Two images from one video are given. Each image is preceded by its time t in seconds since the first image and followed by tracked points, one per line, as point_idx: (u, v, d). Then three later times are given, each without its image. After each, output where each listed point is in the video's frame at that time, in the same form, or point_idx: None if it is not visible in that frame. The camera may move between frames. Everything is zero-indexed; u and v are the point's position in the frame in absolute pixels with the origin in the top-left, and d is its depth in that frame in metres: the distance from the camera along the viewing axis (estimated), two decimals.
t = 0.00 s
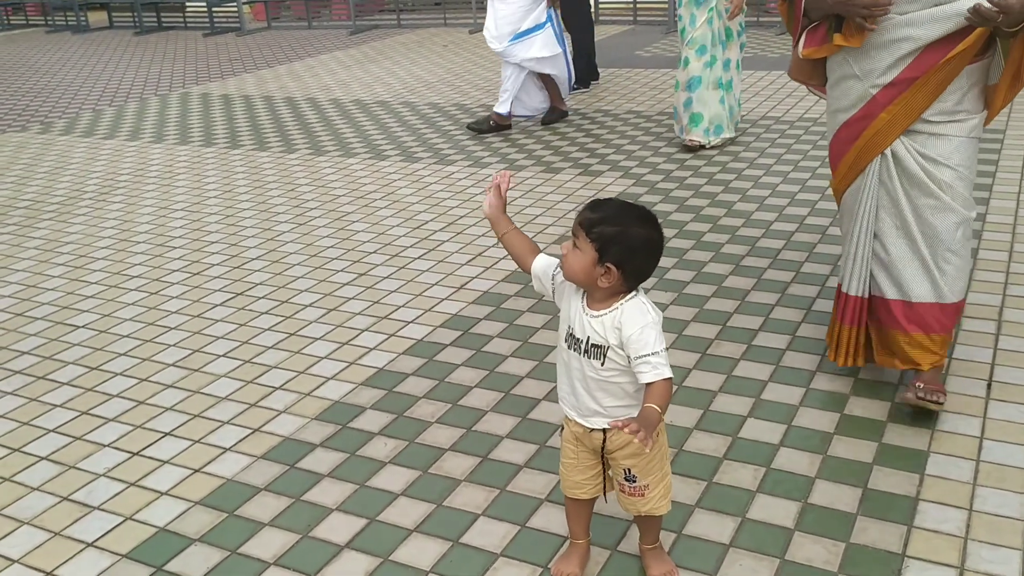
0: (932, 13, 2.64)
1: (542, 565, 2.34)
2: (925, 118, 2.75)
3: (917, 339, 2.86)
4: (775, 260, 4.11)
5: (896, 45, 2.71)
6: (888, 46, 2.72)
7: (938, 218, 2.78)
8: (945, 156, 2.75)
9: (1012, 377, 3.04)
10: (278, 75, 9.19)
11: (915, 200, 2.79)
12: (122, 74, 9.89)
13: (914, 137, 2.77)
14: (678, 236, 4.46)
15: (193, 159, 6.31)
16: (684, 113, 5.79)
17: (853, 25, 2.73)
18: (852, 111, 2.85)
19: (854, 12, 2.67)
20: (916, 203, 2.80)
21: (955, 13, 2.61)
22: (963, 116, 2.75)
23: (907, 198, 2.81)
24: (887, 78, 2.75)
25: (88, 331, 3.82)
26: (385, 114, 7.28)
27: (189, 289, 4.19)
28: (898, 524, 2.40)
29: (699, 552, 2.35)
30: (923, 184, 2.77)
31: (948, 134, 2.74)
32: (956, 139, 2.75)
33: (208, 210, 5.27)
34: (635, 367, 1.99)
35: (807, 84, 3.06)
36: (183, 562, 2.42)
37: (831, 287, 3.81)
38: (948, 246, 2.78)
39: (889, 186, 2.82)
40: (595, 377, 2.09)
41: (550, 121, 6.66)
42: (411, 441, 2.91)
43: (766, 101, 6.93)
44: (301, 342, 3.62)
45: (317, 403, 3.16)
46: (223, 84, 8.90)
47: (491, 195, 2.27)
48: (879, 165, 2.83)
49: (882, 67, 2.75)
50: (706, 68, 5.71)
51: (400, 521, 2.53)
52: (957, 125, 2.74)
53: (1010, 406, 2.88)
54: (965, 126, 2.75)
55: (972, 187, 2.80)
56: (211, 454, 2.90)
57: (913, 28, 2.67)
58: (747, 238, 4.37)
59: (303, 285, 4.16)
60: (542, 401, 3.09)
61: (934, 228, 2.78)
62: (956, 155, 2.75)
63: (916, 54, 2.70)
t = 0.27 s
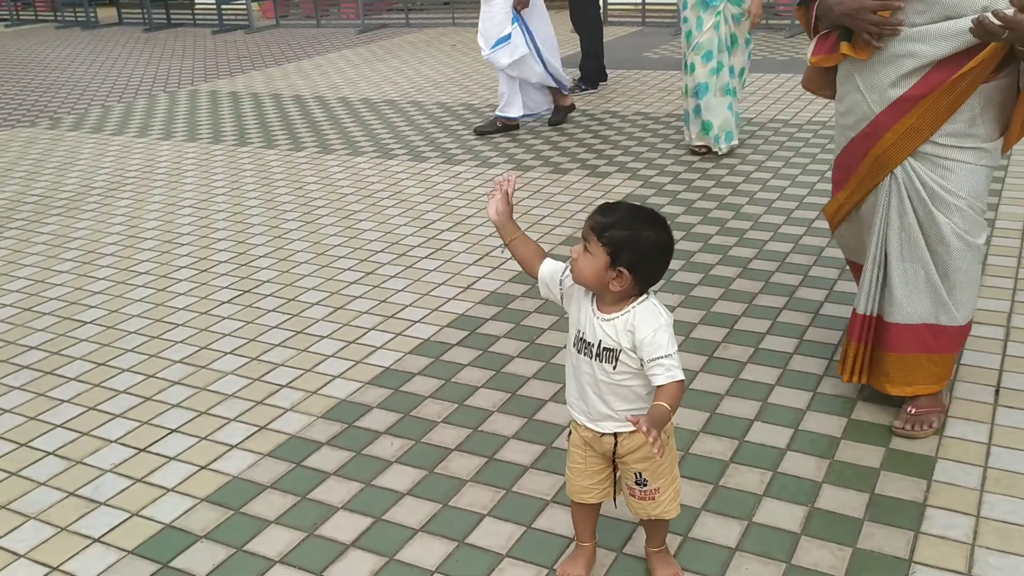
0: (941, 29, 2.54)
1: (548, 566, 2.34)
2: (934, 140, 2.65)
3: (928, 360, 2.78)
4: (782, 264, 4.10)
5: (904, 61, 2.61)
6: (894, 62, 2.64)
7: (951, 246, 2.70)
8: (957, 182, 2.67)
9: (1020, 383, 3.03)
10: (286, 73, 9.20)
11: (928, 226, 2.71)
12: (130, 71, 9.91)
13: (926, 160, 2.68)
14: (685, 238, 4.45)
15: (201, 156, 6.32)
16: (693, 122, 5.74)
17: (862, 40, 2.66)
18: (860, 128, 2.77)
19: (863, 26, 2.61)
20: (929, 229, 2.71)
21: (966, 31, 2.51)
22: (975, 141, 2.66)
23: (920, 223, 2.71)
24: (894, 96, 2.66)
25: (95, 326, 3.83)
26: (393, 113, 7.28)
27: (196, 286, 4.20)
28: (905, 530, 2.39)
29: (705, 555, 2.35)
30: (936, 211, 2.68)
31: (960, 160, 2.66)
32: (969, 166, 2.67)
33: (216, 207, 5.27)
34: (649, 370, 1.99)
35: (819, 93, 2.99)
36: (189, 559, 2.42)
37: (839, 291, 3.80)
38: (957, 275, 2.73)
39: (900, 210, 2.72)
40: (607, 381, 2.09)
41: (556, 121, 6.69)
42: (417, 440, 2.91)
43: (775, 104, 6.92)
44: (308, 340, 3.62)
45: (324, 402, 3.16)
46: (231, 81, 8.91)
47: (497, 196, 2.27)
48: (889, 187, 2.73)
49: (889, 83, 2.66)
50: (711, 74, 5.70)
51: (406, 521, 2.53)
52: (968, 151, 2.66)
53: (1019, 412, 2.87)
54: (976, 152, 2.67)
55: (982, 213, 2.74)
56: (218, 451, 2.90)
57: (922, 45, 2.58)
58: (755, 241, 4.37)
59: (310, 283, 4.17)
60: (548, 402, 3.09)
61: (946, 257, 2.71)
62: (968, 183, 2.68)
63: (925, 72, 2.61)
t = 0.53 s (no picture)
0: (934, 45, 2.40)
1: (553, 567, 2.33)
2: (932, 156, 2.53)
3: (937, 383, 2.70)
4: (789, 267, 4.09)
5: (895, 77, 2.48)
6: (889, 78, 2.50)
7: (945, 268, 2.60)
8: (956, 202, 2.56)
9: None
10: (294, 71, 9.21)
11: (922, 247, 2.60)
12: (138, 68, 9.93)
13: (922, 179, 2.56)
14: (692, 240, 4.45)
15: (209, 153, 6.33)
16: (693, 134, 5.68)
17: (856, 59, 2.57)
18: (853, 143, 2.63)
19: (856, 46, 2.51)
20: (924, 250, 2.61)
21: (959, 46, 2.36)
22: (979, 159, 2.53)
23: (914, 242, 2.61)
24: (886, 111, 2.53)
25: (102, 323, 3.83)
26: (400, 112, 7.29)
27: (203, 284, 4.20)
28: (911, 535, 2.38)
29: (710, 558, 2.34)
30: (932, 232, 2.57)
31: (962, 179, 2.54)
32: (971, 185, 2.54)
33: (223, 205, 5.28)
34: (653, 375, 1.99)
35: (824, 105, 2.84)
36: (194, 556, 2.42)
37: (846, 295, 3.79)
38: (954, 300, 2.61)
39: (892, 228, 2.61)
40: (612, 385, 2.08)
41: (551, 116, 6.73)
42: (422, 440, 2.91)
43: (783, 106, 6.91)
44: (313, 338, 3.62)
45: (329, 401, 3.16)
46: (238, 79, 8.92)
47: (496, 201, 2.26)
48: (880, 205, 2.60)
49: (881, 99, 2.53)
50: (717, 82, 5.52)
51: (411, 520, 2.53)
52: (971, 170, 2.53)
53: None
54: (982, 171, 2.54)
55: (988, 234, 2.62)
56: (223, 448, 2.91)
57: (914, 62, 2.44)
58: (762, 244, 4.36)
59: (316, 282, 4.17)
60: (554, 403, 3.09)
61: (940, 279, 2.61)
62: (969, 203, 2.56)
63: (919, 88, 2.46)
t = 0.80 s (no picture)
0: (894, 54, 2.26)
1: (555, 568, 2.33)
2: (903, 172, 2.38)
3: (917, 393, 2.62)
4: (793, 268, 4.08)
5: (855, 89, 2.33)
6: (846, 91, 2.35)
7: (912, 293, 2.49)
8: (925, 223, 2.43)
9: None
10: (297, 71, 9.21)
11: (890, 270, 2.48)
12: (141, 67, 9.93)
13: (893, 198, 2.42)
14: (695, 241, 4.44)
15: (212, 153, 6.33)
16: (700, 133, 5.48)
17: (814, 71, 2.40)
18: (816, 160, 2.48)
19: (814, 58, 2.36)
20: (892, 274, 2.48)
21: (921, 55, 2.22)
22: (948, 176, 2.40)
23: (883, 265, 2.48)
24: (848, 127, 2.37)
25: (104, 322, 3.84)
26: (403, 112, 7.29)
27: (206, 284, 4.20)
28: (915, 537, 2.38)
29: (713, 559, 2.34)
30: (899, 256, 2.45)
31: (931, 199, 2.40)
32: (940, 204, 2.42)
33: (226, 205, 5.28)
34: (652, 380, 1.98)
35: (785, 126, 2.69)
36: (197, 556, 2.42)
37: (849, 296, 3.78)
38: (924, 323, 2.52)
39: (861, 253, 2.46)
40: (612, 388, 2.08)
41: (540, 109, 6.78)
42: (425, 440, 2.91)
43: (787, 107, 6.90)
44: (316, 338, 3.62)
45: (332, 401, 3.16)
46: (241, 79, 8.93)
47: (501, 199, 2.26)
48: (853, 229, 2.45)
49: (841, 115, 2.37)
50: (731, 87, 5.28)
51: (413, 521, 2.53)
52: (940, 187, 2.40)
53: None
54: (951, 188, 2.41)
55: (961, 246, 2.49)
56: (226, 448, 2.91)
57: (875, 73, 2.29)
58: (766, 245, 4.35)
59: (319, 282, 4.17)
60: (557, 404, 3.08)
61: (908, 305, 2.50)
62: (938, 222, 2.43)
63: (881, 100, 2.32)
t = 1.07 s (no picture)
0: (853, 59, 2.24)
1: (555, 570, 2.32)
2: (858, 175, 2.34)
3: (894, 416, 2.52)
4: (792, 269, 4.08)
5: (814, 95, 2.32)
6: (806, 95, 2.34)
7: (869, 302, 2.39)
8: (880, 228, 2.36)
9: None
10: (297, 72, 9.21)
11: (843, 281, 2.41)
12: (141, 68, 9.93)
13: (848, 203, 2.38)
14: (695, 242, 4.44)
15: (212, 154, 6.33)
16: (714, 143, 5.28)
17: (775, 75, 2.39)
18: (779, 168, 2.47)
19: (777, 65, 2.34)
20: (845, 284, 2.41)
21: (879, 60, 2.20)
22: (901, 178, 2.34)
23: (836, 276, 2.42)
24: (805, 132, 2.37)
25: (104, 323, 3.83)
26: (403, 113, 7.29)
27: (206, 285, 4.20)
28: (915, 539, 2.38)
29: (713, 561, 2.34)
30: (853, 264, 2.38)
31: (883, 201, 2.35)
32: (894, 207, 2.35)
33: (226, 206, 5.28)
34: (652, 379, 1.98)
35: (755, 131, 2.65)
36: (197, 558, 2.42)
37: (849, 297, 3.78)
38: (885, 334, 2.41)
39: (813, 260, 2.42)
40: (610, 388, 2.07)
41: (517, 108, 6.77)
42: (425, 442, 2.90)
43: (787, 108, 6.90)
44: (316, 339, 3.62)
45: (332, 402, 3.16)
46: (242, 79, 8.93)
47: (503, 198, 2.25)
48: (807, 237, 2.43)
49: (799, 119, 2.36)
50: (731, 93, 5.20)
51: (413, 523, 2.53)
52: (893, 188, 2.34)
53: None
54: (905, 190, 2.35)
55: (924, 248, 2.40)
56: (226, 449, 2.90)
57: (833, 77, 2.28)
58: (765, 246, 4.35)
59: (319, 283, 4.17)
60: (557, 405, 3.08)
61: (865, 314, 2.41)
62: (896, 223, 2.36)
63: (839, 105, 2.31)
